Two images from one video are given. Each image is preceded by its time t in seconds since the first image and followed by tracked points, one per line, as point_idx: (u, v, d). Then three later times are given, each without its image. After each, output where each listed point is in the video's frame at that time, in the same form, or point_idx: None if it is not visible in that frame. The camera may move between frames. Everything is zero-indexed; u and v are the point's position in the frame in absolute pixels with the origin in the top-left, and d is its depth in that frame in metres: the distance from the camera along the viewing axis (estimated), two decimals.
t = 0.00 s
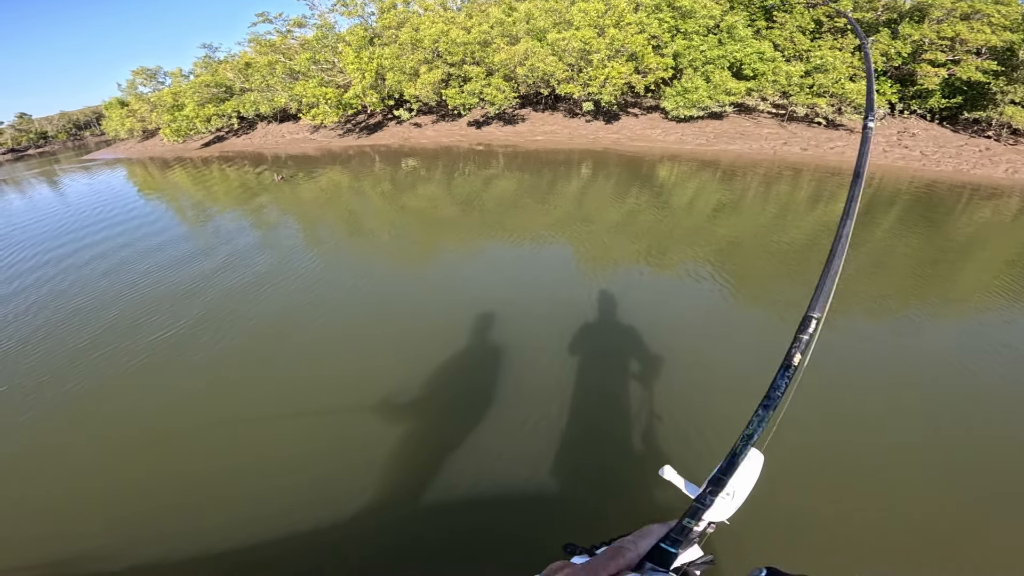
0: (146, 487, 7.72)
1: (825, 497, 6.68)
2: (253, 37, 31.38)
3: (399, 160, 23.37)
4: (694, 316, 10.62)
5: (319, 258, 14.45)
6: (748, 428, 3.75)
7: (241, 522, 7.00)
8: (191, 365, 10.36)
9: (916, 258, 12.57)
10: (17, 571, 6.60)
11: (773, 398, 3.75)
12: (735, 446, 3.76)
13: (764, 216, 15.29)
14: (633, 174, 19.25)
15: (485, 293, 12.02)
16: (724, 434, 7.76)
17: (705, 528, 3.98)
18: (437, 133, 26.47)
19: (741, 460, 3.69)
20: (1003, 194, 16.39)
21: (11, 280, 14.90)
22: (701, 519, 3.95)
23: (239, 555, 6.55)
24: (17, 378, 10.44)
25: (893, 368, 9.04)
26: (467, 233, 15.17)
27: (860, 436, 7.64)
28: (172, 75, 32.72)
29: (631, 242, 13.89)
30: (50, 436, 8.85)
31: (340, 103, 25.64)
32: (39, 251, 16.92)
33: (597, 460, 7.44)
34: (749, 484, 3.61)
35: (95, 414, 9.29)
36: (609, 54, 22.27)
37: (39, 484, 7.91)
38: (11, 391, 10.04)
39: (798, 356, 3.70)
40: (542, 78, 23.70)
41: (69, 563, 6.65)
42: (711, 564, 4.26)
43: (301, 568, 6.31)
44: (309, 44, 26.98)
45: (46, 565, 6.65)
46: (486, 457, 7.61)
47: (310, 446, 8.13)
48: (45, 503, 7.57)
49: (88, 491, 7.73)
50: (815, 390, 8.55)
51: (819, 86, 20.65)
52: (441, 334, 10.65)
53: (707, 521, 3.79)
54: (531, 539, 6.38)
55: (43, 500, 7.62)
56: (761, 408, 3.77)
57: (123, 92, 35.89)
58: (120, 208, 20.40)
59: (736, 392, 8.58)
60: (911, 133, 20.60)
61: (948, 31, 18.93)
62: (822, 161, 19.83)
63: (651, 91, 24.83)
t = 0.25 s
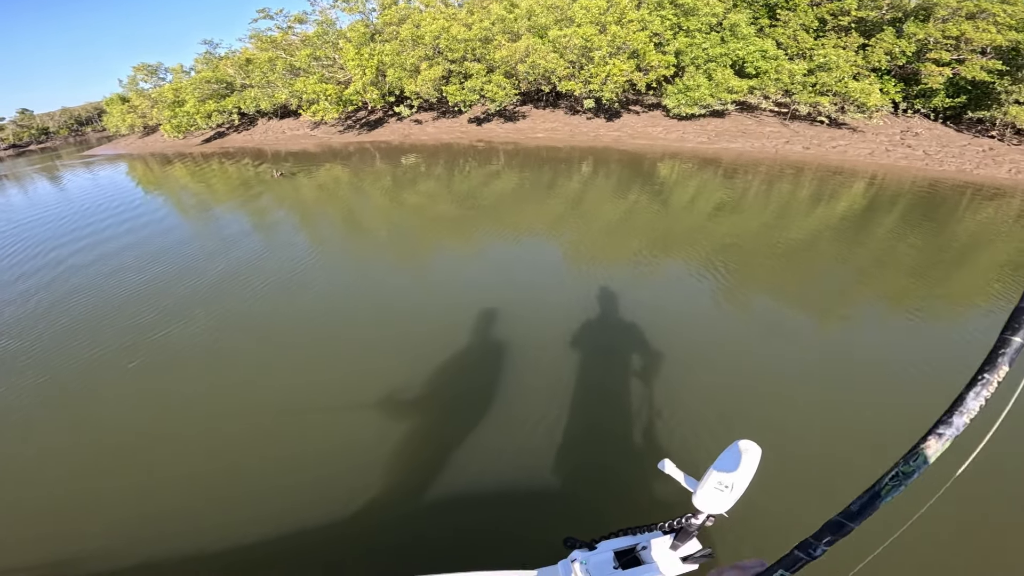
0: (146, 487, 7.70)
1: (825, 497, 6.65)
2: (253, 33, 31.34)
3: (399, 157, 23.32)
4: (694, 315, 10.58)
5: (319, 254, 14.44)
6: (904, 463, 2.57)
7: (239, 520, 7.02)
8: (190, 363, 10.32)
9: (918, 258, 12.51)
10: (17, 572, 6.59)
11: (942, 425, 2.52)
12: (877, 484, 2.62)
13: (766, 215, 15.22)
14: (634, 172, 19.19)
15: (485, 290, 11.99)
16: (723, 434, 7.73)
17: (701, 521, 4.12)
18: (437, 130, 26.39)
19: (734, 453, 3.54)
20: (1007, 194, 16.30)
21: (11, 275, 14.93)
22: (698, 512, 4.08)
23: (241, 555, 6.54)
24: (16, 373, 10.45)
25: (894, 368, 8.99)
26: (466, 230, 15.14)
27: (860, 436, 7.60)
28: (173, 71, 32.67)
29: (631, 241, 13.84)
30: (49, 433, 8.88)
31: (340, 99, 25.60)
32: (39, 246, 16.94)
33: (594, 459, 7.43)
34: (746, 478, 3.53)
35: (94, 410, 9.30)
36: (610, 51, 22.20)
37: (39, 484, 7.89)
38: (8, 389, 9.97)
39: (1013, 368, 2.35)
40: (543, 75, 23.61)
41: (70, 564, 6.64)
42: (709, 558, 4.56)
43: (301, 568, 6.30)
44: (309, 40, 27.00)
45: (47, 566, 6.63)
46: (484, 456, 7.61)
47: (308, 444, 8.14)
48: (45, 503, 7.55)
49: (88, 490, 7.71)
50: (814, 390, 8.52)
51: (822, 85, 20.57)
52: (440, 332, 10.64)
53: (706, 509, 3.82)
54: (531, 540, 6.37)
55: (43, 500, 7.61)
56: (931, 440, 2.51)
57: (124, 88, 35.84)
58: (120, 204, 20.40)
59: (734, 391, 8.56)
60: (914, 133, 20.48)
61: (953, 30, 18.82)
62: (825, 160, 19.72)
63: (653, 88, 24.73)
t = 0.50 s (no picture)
0: (145, 484, 7.67)
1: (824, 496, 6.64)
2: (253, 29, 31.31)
3: (398, 153, 23.27)
4: (693, 313, 10.54)
5: (318, 250, 14.43)
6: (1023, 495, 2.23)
7: (236, 516, 7.02)
8: (189, 359, 10.29)
9: (918, 257, 12.46)
10: (16, 571, 6.55)
11: None
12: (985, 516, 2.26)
13: (766, 214, 15.16)
14: (633, 170, 19.13)
15: (484, 287, 11.96)
16: (721, 433, 7.71)
17: (696, 517, 4.10)
18: (436, 127, 26.32)
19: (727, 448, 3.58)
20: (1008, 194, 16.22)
21: (12, 271, 14.96)
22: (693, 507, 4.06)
23: (241, 553, 6.53)
24: (16, 368, 10.47)
25: (893, 367, 8.96)
26: (465, 227, 15.11)
27: (859, 435, 7.59)
28: (173, 67, 32.62)
29: (631, 238, 13.80)
30: (48, 427, 8.88)
31: (339, 96, 25.57)
32: (39, 241, 16.96)
33: (592, 457, 7.41)
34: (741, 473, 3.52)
35: (93, 405, 9.30)
36: (610, 48, 22.15)
37: (37, 481, 7.86)
38: (6, 385, 9.97)
39: None
40: (542, 72, 23.54)
41: (69, 563, 6.62)
42: (706, 553, 4.49)
43: (300, 565, 6.29)
44: (309, 36, 26.99)
45: (47, 566, 6.61)
46: (481, 453, 7.59)
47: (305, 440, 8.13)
48: (44, 500, 7.52)
49: (87, 487, 7.68)
50: (814, 388, 8.49)
51: (824, 83, 20.51)
52: (438, 329, 10.60)
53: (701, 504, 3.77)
54: (530, 537, 6.36)
55: (42, 498, 7.58)
56: None
57: (123, 83, 35.76)
58: (120, 199, 20.41)
59: (733, 390, 8.52)
60: (916, 132, 20.40)
61: (957, 29, 18.73)
62: (825, 158, 19.65)
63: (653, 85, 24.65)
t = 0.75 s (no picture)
0: (142, 484, 7.60)
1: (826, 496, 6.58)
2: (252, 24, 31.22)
3: (397, 149, 23.19)
4: (693, 310, 10.50)
5: (318, 246, 14.39)
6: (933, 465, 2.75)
7: (234, 513, 7.00)
8: (185, 357, 10.20)
9: (920, 256, 12.40)
10: (12, 572, 6.49)
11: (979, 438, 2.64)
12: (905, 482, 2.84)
13: (767, 211, 15.08)
14: (634, 167, 19.05)
15: (483, 284, 11.91)
16: (721, 431, 7.67)
17: (694, 518, 4.06)
18: (435, 123, 26.23)
19: (727, 446, 3.56)
20: (1011, 193, 16.15)
21: (12, 266, 14.96)
22: (691, 508, 4.03)
23: (238, 554, 6.47)
24: (16, 363, 10.47)
25: (894, 366, 8.90)
26: (464, 223, 15.05)
27: (861, 434, 7.53)
28: (172, 63, 32.53)
29: (631, 235, 13.74)
30: (47, 423, 8.87)
31: (338, 91, 25.51)
32: (37, 236, 16.91)
33: (591, 456, 7.37)
34: (742, 475, 3.51)
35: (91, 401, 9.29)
36: (611, 44, 22.06)
37: (34, 480, 7.79)
38: (5, 381, 9.96)
39: None
40: (542, 69, 23.47)
41: (66, 563, 6.55)
42: (704, 554, 4.51)
43: (298, 565, 6.23)
44: (307, 31, 26.93)
45: (43, 566, 6.54)
46: (480, 451, 7.55)
47: (304, 437, 8.10)
48: (41, 499, 7.46)
49: (83, 486, 7.61)
50: (814, 386, 8.44)
51: (826, 81, 20.39)
52: (437, 325, 10.56)
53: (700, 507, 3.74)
54: (529, 538, 6.30)
55: (38, 497, 7.51)
56: (959, 447, 2.67)
57: (122, 79, 35.62)
58: (119, 195, 20.36)
59: (733, 388, 8.47)
60: (919, 130, 20.32)
61: (961, 27, 18.62)
62: (827, 156, 19.56)
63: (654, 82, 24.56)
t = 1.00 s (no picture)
0: (139, 484, 7.54)
1: (829, 497, 6.53)
2: (252, 19, 31.16)
3: (396, 146, 23.13)
4: (694, 309, 10.44)
5: (317, 243, 14.36)
6: (788, 435, 3.11)
7: (231, 512, 6.97)
8: (183, 357, 10.14)
9: (921, 255, 12.33)
10: (8, 570, 6.47)
11: (819, 405, 3.08)
12: (771, 455, 3.13)
13: (768, 210, 15.00)
14: (634, 165, 18.96)
15: (483, 282, 11.85)
16: (722, 432, 7.61)
17: (694, 524, 4.04)
18: (435, 120, 26.15)
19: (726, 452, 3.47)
20: (1014, 194, 16.05)
21: (10, 262, 14.94)
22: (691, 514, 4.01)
23: (237, 555, 6.40)
24: (14, 359, 10.45)
25: (896, 366, 8.83)
26: (464, 221, 14.98)
27: (863, 434, 7.47)
28: (172, 59, 32.45)
29: (632, 233, 13.66)
30: (44, 420, 8.84)
31: (336, 88, 25.46)
32: (36, 232, 16.89)
33: (590, 456, 7.32)
34: (742, 480, 3.48)
35: (89, 399, 9.26)
36: (612, 41, 21.97)
37: (30, 480, 7.73)
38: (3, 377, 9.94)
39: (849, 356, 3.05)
40: (543, 66, 23.39)
41: (62, 564, 6.48)
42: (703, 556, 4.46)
43: (297, 566, 6.18)
44: (307, 27, 26.89)
45: (38, 568, 6.47)
46: (479, 451, 7.50)
47: (302, 436, 8.06)
48: (37, 499, 7.40)
49: (80, 486, 7.54)
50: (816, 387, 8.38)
51: (830, 79, 20.19)
52: (436, 324, 10.51)
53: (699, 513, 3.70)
54: (528, 538, 6.26)
55: (35, 497, 7.44)
56: (803, 417, 3.10)
57: (121, 75, 35.53)
58: (118, 191, 20.33)
59: (734, 387, 8.41)
60: (922, 130, 20.21)
61: (966, 25, 18.50)
62: (830, 155, 19.45)
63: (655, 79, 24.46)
